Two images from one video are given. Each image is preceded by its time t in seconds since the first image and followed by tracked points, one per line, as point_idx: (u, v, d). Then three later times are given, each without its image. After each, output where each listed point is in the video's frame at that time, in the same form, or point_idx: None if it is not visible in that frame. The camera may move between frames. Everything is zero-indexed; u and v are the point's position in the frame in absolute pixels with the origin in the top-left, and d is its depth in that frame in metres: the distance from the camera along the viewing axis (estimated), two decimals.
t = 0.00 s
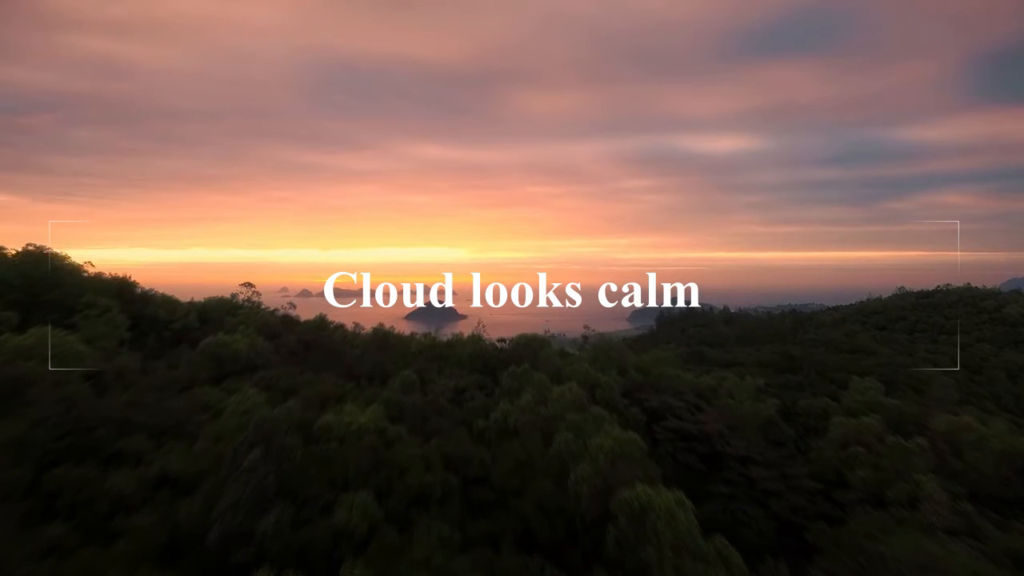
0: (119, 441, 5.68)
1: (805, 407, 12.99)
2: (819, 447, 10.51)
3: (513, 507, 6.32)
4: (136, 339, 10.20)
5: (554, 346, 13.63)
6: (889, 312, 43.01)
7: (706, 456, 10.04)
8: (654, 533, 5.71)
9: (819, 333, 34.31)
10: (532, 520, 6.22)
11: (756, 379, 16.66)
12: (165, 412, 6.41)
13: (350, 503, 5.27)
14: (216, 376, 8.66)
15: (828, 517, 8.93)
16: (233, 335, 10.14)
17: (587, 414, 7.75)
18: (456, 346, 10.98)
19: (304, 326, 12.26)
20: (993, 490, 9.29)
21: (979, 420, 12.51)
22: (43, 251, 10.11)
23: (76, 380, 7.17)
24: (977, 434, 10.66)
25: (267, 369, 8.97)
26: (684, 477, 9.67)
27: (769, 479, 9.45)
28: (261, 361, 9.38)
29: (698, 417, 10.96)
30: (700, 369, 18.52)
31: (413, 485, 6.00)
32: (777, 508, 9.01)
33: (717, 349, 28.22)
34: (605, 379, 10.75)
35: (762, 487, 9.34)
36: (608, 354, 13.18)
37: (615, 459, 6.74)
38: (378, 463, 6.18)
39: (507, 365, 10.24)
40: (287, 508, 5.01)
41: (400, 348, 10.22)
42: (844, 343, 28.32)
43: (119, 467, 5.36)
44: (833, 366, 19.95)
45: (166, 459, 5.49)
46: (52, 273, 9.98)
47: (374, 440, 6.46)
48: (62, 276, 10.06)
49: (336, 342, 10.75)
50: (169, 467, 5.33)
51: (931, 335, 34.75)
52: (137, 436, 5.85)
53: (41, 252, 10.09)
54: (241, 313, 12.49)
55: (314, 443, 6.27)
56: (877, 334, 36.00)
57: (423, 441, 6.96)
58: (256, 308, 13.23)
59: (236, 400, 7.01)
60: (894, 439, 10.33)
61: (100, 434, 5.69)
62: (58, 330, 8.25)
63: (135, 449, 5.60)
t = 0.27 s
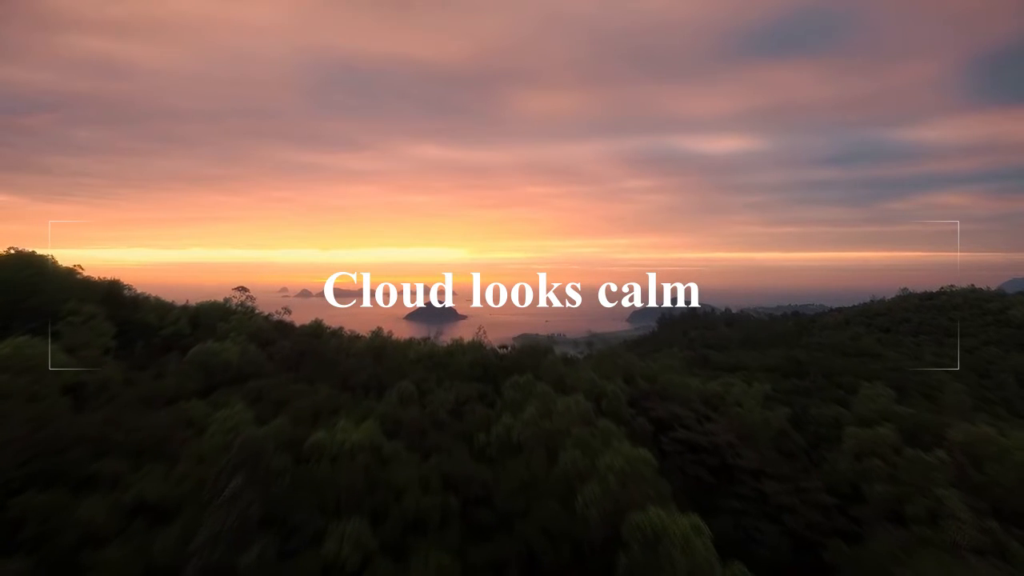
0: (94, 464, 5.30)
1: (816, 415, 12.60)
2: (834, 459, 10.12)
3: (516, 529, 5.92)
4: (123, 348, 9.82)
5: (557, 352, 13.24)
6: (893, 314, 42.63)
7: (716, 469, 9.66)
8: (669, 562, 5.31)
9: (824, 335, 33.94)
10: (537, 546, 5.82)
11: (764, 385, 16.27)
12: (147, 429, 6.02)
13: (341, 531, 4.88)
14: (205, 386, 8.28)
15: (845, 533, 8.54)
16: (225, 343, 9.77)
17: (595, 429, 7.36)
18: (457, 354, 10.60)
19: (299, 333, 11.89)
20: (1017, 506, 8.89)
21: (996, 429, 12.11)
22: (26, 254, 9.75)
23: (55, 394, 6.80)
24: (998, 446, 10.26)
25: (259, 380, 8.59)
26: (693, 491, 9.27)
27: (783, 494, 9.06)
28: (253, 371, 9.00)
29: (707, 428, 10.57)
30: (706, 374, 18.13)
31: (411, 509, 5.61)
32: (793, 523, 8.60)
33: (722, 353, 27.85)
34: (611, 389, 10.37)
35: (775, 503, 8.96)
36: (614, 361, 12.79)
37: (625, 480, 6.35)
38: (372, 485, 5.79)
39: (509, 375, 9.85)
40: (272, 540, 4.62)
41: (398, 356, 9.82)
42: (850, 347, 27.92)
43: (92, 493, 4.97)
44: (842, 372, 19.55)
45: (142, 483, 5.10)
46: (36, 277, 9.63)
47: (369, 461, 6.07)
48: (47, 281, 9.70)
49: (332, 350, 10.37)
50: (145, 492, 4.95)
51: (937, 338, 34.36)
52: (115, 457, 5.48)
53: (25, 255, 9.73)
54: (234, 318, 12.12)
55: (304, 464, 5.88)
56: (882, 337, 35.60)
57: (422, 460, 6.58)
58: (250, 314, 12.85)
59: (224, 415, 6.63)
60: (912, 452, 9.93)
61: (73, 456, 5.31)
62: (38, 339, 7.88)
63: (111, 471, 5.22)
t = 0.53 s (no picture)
0: (64, 489, 4.92)
1: (829, 424, 12.19)
2: (850, 472, 9.72)
3: (520, 555, 5.52)
4: (109, 356, 9.44)
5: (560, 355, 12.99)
6: (898, 316, 42.23)
7: (728, 483, 9.27)
8: None
9: (828, 338, 33.56)
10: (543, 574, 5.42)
11: (774, 392, 15.87)
12: (125, 448, 5.63)
13: (330, 565, 4.50)
14: (193, 399, 7.89)
15: (865, 551, 8.13)
16: (215, 352, 9.38)
17: (603, 447, 6.96)
18: (458, 365, 10.22)
19: (294, 340, 11.49)
20: None
21: (1016, 440, 11.69)
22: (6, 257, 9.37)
23: (30, 408, 6.42)
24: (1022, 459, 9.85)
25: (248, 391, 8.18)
26: (704, 506, 8.88)
27: (797, 509, 8.67)
28: (244, 382, 8.62)
29: (718, 438, 10.17)
30: (712, 380, 17.73)
31: (407, 535, 5.21)
32: (809, 540, 8.19)
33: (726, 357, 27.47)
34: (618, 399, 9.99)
35: (791, 519, 8.55)
36: (619, 368, 12.41)
37: (637, 503, 5.95)
38: (368, 511, 5.42)
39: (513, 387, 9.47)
40: None
41: (397, 365, 9.45)
42: (857, 350, 27.52)
43: (59, 523, 4.59)
44: (850, 377, 19.14)
45: (115, 511, 4.71)
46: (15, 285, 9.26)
47: (363, 483, 5.69)
48: (27, 288, 9.32)
49: (327, 358, 9.98)
50: (118, 522, 4.57)
51: (943, 340, 33.96)
52: (87, 481, 5.10)
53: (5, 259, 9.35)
54: (227, 324, 11.73)
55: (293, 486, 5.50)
56: (888, 340, 35.19)
57: (420, 480, 6.18)
58: (244, 318, 12.46)
59: (209, 433, 6.24)
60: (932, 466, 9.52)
61: (43, 480, 4.95)
62: (15, 351, 7.48)
63: (83, 497, 4.84)
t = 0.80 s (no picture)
0: (28, 520, 4.53)
1: (843, 434, 11.76)
2: (867, 485, 9.31)
3: None
4: (94, 364, 9.06)
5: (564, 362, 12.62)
6: (902, 318, 41.84)
7: (741, 497, 8.86)
8: None
9: (833, 341, 33.16)
10: None
11: (783, 399, 15.45)
12: (99, 471, 5.24)
13: None
14: (179, 412, 7.50)
15: (886, 571, 7.73)
16: (205, 361, 8.99)
17: (612, 465, 6.56)
18: (459, 375, 9.83)
19: (289, 347, 11.09)
20: None
21: None
22: None
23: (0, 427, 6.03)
24: None
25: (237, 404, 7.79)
26: (716, 523, 8.48)
27: (814, 525, 8.27)
28: (234, 394, 8.22)
29: (729, 450, 9.78)
30: (719, 385, 17.32)
31: (403, 567, 4.81)
32: (828, 560, 7.78)
33: (730, 360, 27.09)
34: (625, 410, 9.59)
35: (807, 537, 8.15)
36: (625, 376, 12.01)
37: (650, 529, 5.54)
38: (360, 539, 5.02)
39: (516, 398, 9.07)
40: None
41: (395, 375, 9.06)
42: (863, 353, 27.13)
43: (19, 562, 4.19)
44: (860, 383, 18.72)
45: (81, 548, 4.33)
46: None
47: (356, 508, 5.29)
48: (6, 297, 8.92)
49: (323, 367, 9.57)
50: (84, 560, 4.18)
51: (949, 343, 33.54)
52: (55, 512, 4.71)
53: None
54: (218, 330, 11.34)
55: (280, 512, 5.11)
56: (893, 342, 34.79)
57: (417, 503, 5.77)
58: (236, 324, 12.07)
59: (193, 453, 5.84)
60: (955, 482, 9.10)
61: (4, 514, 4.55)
62: None
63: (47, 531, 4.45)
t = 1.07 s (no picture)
0: None
1: (858, 445, 11.35)
2: (886, 501, 8.91)
3: None
4: (76, 373, 8.67)
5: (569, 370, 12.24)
6: (907, 320, 41.44)
7: (754, 514, 8.46)
8: None
9: (838, 344, 32.76)
10: None
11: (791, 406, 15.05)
12: (68, 502, 5.00)
13: None
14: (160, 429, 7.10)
15: None
16: (193, 372, 8.59)
17: (623, 487, 6.17)
18: (460, 385, 9.44)
19: (282, 357, 10.70)
20: None
21: None
22: None
23: None
24: None
25: (225, 419, 7.41)
26: (729, 542, 8.08)
27: (833, 544, 7.87)
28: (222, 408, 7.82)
29: (740, 464, 9.39)
30: (726, 391, 16.91)
31: None
32: None
33: (733, 363, 26.69)
34: (633, 423, 9.18)
35: (826, 557, 7.74)
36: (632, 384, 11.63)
37: (666, 559, 5.15)
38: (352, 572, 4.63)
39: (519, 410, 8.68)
40: None
41: (394, 386, 8.67)
42: (869, 357, 26.73)
43: None
44: (869, 389, 18.31)
45: None
46: None
47: (348, 538, 4.90)
48: None
49: (317, 376, 9.17)
50: None
51: (955, 346, 33.13)
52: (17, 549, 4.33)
53: None
54: (210, 337, 10.96)
55: (266, 544, 4.72)
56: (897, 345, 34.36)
57: (415, 530, 5.37)
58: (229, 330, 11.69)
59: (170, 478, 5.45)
60: (978, 500, 8.70)
61: None
62: None
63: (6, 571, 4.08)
